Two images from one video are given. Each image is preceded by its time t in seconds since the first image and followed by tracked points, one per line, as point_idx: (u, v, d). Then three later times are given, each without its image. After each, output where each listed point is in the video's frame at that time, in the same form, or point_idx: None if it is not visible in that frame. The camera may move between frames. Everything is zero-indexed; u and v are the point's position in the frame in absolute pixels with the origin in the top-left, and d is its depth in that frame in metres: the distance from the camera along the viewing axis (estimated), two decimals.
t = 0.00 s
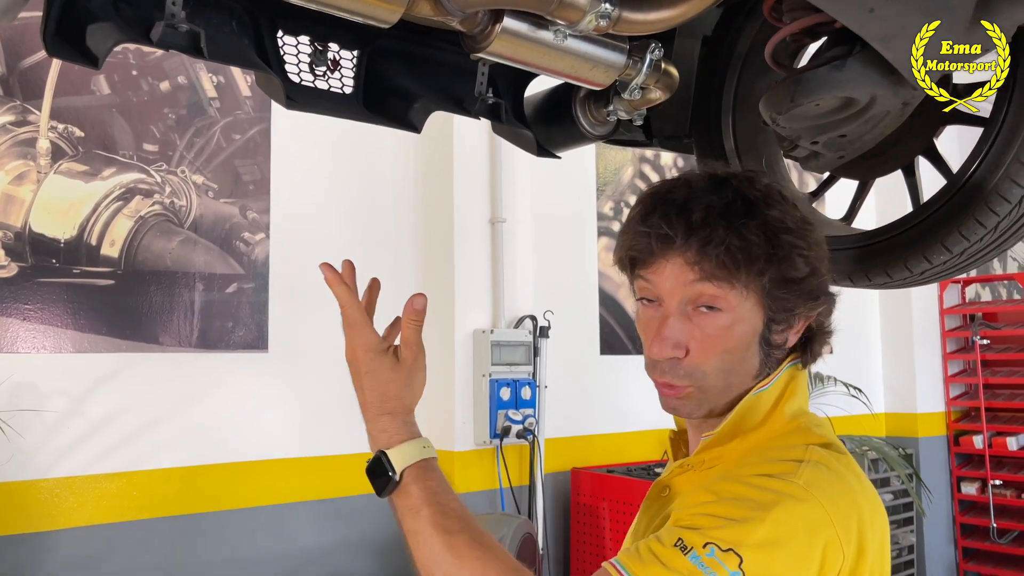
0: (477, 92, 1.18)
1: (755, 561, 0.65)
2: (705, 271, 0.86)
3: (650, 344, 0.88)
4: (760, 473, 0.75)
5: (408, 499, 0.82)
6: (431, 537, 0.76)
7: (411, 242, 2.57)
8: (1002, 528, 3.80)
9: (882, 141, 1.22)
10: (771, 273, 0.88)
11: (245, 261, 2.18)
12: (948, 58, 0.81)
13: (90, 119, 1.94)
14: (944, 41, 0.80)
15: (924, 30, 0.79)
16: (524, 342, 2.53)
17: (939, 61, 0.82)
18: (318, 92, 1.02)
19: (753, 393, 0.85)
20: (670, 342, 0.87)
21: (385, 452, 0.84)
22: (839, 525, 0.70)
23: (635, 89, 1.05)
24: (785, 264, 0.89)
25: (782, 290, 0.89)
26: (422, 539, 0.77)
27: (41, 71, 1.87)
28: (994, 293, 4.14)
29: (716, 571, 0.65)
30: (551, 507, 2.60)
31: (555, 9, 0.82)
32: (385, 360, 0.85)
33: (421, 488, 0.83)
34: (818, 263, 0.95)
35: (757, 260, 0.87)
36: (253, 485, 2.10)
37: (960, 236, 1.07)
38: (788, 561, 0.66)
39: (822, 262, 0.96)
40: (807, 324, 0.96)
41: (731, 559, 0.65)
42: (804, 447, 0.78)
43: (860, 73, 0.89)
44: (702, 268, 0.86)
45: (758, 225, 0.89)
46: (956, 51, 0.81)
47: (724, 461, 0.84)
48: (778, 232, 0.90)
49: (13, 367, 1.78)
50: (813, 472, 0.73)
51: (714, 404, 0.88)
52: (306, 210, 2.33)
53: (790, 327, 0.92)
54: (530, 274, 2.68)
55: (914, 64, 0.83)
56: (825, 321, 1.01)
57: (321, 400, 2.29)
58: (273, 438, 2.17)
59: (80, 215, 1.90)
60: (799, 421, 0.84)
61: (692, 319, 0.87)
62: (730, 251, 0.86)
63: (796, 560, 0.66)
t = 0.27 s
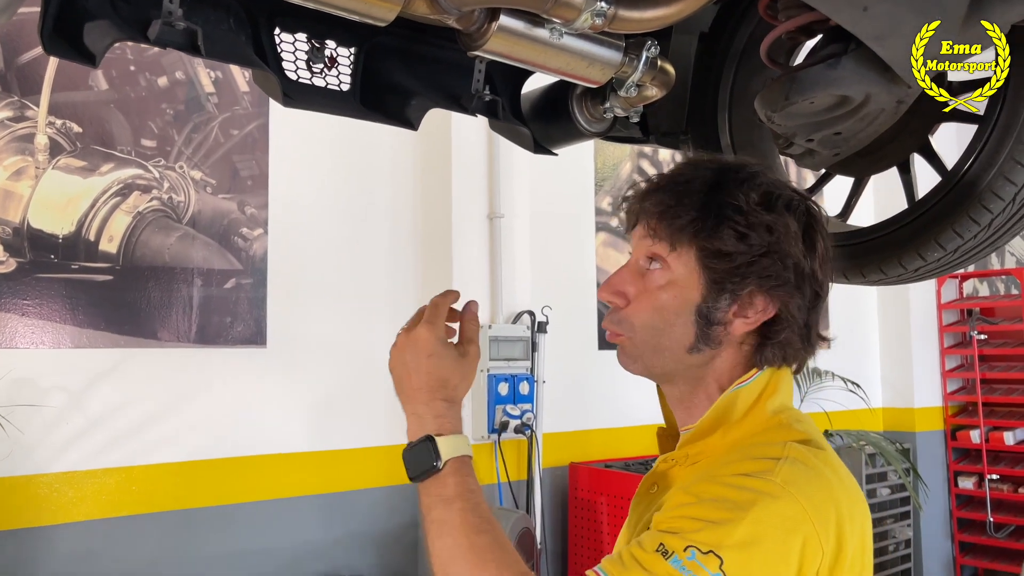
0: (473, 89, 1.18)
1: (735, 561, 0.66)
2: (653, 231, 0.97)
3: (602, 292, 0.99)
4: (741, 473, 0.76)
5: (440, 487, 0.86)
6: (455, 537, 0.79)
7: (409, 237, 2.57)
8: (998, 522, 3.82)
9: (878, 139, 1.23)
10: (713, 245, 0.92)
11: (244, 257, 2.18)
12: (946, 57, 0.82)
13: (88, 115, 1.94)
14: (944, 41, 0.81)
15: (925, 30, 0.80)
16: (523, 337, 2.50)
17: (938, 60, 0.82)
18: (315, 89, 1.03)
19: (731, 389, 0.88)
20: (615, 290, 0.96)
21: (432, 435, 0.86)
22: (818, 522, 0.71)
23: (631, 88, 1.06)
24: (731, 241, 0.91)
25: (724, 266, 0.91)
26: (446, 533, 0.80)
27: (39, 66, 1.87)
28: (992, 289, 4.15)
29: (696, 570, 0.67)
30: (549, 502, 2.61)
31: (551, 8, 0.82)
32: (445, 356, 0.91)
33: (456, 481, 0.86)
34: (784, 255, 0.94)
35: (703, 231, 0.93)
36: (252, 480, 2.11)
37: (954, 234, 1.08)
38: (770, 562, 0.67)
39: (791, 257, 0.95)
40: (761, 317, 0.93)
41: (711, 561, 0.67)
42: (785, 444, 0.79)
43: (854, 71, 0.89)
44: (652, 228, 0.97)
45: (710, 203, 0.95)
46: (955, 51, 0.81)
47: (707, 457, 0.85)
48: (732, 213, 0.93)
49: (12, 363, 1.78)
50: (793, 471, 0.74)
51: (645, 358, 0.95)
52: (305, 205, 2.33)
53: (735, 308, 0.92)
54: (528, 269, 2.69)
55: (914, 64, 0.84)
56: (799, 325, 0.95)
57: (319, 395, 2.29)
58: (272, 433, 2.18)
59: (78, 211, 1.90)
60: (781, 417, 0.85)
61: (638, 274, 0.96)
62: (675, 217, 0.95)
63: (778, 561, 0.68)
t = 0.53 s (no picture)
0: (470, 91, 1.19)
1: (690, 514, 0.71)
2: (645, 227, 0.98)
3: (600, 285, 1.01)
4: (717, 452, 0.80)
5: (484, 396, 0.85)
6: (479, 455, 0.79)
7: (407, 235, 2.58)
8: (995, 518, 3.83)
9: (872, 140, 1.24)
10: (701, 244, 0.93)
11: (242, 255, 2.19)
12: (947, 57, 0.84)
13: (87, 113, 1.94)
14: (944, 41, 0.82)
15: (925, 30, 0.80)
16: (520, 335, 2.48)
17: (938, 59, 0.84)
18: (312, 90, 1.03)
19: (713, 386, 0.91)
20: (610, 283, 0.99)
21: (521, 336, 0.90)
22: (783, 506, 0.74)
23: (626, 90, 1.07)
24: (717, 241, 0.92)
25: (709, 265, 0.93)
26: (469, 448, 0.79)
27: (37, 65, 1.88)
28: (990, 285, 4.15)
29: (653, 516, 0.72)
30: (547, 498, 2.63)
31: (546, 12, 0.83)
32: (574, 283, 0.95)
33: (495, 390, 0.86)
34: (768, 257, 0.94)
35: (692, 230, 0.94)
36: (251, 476, 2.12)
37: (946, 236, 1.10)
38: (725, 527, 0.70)
39: (777, 259, 0.95)
40: (745, 317, 0.94)
41: (668, 509, 0.72)
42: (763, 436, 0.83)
43: (847, 75, 0.90)
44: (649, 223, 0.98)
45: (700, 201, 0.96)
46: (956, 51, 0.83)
47: (690, 445, 0.90)
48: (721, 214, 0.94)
49: (12, 361, 1.79)
50: (766, 458, 0.78)
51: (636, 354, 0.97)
52: (303, 203, 2.34)
53: (719, 307, 0.93)
54: (527, 267, 2.70)
55: (914, 64, 0.85)
56: (785, 329, 0.96)
57: (317, 392, 2.30)
58: (271, 430, 2.19)
59: (77, 209, 1.91)
60: (767, 415, 0.88)
61: (632, 270, 0.98)
62: (666, 215, 0.96)
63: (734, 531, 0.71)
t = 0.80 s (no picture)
0: (468, 91, 1.19)
1: (699, 455, 0.73)
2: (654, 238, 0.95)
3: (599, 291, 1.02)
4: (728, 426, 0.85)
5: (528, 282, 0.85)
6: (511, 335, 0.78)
7: (406, 234, 2.59)
8: (992, 515, 3.85)
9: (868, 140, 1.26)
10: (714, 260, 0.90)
11: (241, 253, 2.20)
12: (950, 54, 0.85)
13: (86, 112, 1.95)
14: (944, 40, 0.83)
15: (925, 30, 0.81)
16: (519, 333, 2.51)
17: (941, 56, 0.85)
18: (311, 92, 1.04)
19: (715, 383, 0.93)
20: (609, 290, 1.00)
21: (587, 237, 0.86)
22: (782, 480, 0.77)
23: (623, 90, 1.07)
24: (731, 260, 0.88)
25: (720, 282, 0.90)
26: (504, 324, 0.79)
27: (37, 64, 1.88)
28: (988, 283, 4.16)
29: (663, 447, 0.74)
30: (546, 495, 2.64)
31: (542, 16, 0.83)
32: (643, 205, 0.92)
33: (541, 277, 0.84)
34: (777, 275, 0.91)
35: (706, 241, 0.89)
36: (251, 474, 2.14)
37: (939, 236, 1.12)
38: (730, 478, 0.73)
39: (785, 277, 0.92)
40: (750, 334, 0.93)
41: (680, 445, 0.74)
42: (767, 427, 0.87)
43: (842, 77, 0.91)
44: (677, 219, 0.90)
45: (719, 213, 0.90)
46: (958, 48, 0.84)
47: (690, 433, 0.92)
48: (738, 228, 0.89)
49: (11, 359, 1.80)
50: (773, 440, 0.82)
51: (637, 360, 1.00)
52: (302, 201, 2.35)
53: (725, 324, 0.92)
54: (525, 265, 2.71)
55: (917, 63, 0.86)
56: (788, 347, 0.95)
57: (316, 390, 2.31)
58: (270, 427, 2.20)
59: (77, 208, 1.92)
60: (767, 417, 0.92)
61: (632, 278, 0.98)
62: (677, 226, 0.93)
63: (737, 484, 0.73)
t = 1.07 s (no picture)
0: (465, 92, 1.21)
1: (720, 445, 0.75)
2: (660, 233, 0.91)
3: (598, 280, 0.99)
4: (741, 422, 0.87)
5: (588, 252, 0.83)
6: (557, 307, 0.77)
7: (405, 232, 2.60)
8: (989, 512, 3.86)
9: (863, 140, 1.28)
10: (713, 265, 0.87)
11: (240, 252, 2.20)
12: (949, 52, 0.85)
13: (86, 111, 1.96)
14: (944, 41, 0.85)
15: (925, 30, 0.82)
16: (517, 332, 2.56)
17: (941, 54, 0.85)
18: (310, 92, 1.05)
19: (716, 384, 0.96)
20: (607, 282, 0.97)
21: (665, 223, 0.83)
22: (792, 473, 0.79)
23: (619, 91, 1.08)
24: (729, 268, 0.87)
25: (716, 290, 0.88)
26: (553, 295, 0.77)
27: (36, 63, 1.89)
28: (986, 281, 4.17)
29: (687, 434, 0.75)
30: (544, 493, 2.65)
31: (539, 18, 0.84)
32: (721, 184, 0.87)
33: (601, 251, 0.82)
34: (775, 291, 0.90)
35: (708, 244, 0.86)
36: (250, 472, 2.15)
37: (931, 236, 1.14)
38: (748, 469, 0.74)
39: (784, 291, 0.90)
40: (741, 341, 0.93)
41: (703, 435, 0.76)
42: (776, 427, 0.89)
43: (834, 79, 0.91)
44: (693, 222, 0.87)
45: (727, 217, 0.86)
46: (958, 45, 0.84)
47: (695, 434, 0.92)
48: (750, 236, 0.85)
49: (11, 357, 1.81)
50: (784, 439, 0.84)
51: (627, 355, 0.99)
52: (301, 200, 2.35)
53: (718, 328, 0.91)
54: (523, 263, 2.71)
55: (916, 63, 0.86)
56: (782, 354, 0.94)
57: (315, 388, 2.32)
58: (269, 426, 2.21)
59: (76, 206, 1.92)
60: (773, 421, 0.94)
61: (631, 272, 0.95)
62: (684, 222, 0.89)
63: (756, 475, 0.74)
